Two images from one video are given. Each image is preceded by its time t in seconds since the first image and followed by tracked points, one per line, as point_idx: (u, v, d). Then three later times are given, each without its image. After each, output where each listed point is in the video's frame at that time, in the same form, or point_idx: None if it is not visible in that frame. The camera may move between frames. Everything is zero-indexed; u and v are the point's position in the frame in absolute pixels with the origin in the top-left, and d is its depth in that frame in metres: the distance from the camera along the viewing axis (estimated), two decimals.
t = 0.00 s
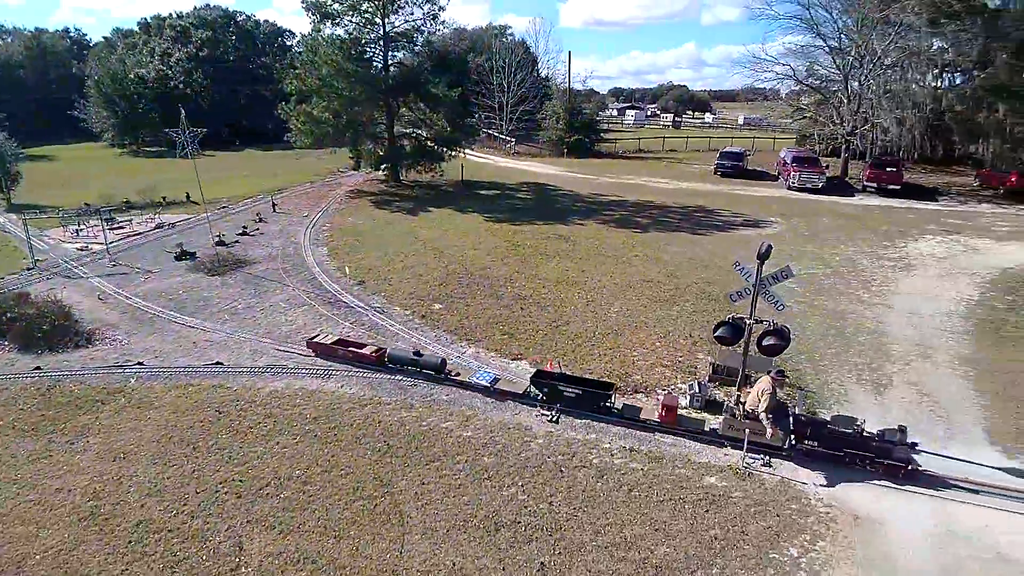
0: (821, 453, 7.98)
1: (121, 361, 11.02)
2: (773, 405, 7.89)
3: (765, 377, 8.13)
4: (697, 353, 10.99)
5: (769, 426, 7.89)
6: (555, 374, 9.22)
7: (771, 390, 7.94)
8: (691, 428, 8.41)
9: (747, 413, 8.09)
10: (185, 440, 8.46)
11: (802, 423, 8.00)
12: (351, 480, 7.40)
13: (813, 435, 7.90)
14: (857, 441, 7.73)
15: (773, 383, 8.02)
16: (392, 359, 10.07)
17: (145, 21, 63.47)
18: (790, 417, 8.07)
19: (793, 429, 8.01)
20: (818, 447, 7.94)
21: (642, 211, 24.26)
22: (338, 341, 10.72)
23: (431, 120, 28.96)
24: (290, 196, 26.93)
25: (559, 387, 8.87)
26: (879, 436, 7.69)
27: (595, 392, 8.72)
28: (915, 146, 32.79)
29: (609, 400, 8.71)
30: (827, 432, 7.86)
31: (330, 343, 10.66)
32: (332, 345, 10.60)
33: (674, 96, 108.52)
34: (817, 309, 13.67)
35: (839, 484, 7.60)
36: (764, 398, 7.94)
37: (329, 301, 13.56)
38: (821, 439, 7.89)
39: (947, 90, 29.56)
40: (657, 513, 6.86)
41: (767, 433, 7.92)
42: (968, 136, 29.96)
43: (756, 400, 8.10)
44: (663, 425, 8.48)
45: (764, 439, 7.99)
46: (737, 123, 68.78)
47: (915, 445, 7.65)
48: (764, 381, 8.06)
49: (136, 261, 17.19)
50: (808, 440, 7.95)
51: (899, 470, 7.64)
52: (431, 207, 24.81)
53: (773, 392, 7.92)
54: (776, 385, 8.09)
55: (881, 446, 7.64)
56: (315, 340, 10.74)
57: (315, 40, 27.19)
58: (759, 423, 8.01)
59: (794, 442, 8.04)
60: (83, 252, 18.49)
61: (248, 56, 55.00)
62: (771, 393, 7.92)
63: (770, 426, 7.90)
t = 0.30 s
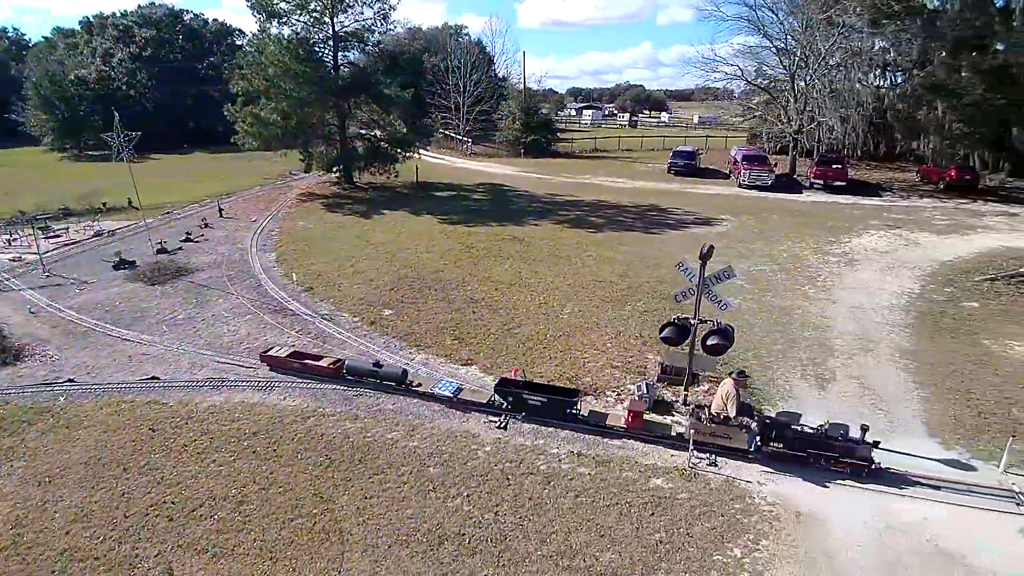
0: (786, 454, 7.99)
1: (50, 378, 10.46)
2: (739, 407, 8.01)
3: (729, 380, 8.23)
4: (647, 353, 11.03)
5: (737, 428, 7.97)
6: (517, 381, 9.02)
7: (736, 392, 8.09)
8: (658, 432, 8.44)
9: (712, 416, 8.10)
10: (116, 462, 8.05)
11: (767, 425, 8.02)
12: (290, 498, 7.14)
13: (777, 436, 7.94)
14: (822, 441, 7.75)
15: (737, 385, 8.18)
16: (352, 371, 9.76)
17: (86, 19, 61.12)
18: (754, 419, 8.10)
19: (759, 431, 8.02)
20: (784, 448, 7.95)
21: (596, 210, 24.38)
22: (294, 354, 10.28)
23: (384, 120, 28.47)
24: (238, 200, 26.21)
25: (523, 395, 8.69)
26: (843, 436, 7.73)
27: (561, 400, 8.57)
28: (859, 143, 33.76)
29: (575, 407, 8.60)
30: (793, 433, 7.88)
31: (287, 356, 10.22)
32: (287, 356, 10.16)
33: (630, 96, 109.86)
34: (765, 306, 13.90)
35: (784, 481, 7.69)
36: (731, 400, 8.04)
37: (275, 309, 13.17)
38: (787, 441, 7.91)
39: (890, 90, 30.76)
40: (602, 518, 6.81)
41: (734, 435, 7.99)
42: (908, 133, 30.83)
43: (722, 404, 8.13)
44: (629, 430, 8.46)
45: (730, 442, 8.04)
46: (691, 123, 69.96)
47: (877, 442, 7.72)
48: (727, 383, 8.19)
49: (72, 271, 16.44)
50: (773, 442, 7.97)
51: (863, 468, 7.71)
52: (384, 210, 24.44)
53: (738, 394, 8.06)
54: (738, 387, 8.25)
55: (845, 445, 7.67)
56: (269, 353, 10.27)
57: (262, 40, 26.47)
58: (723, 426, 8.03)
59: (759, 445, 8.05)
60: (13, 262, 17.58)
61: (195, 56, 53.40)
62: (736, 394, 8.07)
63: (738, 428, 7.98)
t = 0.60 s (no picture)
0: (768, 458, 7.94)
1: None
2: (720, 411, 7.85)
3: (709, 383, 8.03)
4: (612, 354, 11.00)
5: (719, 433, 7.95)
6: (497, 389, 8.88)
7: (716, 396, 7.90)
8: (640, 437, 8.28)
9: (694, 421, 8.05)
10: (61, 478, 7.73)
11: (750, 429, 7.97)
12: (242, 512, 6.92)
13: (761, 439, 7.87)
14: (805, 443, 7.74)
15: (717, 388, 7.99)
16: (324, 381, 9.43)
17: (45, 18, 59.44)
18: (737, 423, 8.04)
19: (741, 435, 7.96)
20: (767, 452, 7.89)
21: (566, 211, 24.36)
22: (265, 365, 9.91)
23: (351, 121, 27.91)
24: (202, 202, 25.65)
25: (503, 402, 8.55)
26: (825, 438, 7.75)
27: (541, 406, 8.45)
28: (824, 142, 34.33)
29: (556, 414, 8.47)
30: (776, 436, 7.84)
31: (257, 366, 9.85)
32: (259, 367, 9.82)
33: (603, 95, 110.48)
34: (731, 304, 14.00)
35: (745, 481, 7.70)
36: (712, 403, 7.87)
37: (235, 316, 12.86)
38: (770, 444, 7.85)
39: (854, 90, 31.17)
40: (562, 524, 6.72)
41: (716, 440, 7.97)
42: (870, 133, 31.52)
43: (703, 408, 7.98)
44: (610, 436, 8.32)
45: (712, 447, 8.03)
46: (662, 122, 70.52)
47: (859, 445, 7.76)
48: (707, 387, 8.00)
49: (23, 278, 15.86)
50: (757, 446, 7.90)
51: (845, 470, 7.73)
52: (352, 212, 24.11)
53: (719, 398, 7.88)
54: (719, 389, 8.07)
55: (828, 447, 7.69)
56: (240, 363, 9.94)
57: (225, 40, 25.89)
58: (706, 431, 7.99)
59: (742, 449, 7.98)
60: None
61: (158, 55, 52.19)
62: (716, 398, 7.89)
63: (720, 433, 7.95)
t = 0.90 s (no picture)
0: (764, 462, 7.77)
1: None
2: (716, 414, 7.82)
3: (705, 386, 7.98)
4: (590, 354, 10.91)
5: (714, 437, 7.81)
6: (488, 393, 8.64)
7: (712, 398, 7.87)
8: (635, 442, 8.11)
9: (690, 426, 7.96)
10: (17, 488, 7.45)
11: (747, 433, 7.81)
12: (205, 522, 6.69)
13: (758, 443, 7.70)
14: (802, 447, 7.59)
15: (713, 391, 7.94)
16: (312, 388, 9.17)
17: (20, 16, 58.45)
18: (733, 428, 7.93)
19: (738, 439, 7.79)
20: (764, 456, 7.72)
21: (548, 210, 24.24)
22: (248, 371, 9.60)
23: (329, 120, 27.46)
24: (178, 203, 25.23)
25: (495, 408, 8.32)
26: (823, 441, 7.61)
27: (534, 411, 8.24)
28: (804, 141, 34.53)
29: (550, 419, 8.27)
30: (773, 440, 7.68)
31: (240, 372, 9.54)
32: (240, 373, 9.50)
33: (588, 95, 110.58)
34: (710, 304, 13.94)
35: (721, 482, 7.61)
36: (708, 406, 7.83)
37: (207, 318, 12.57)
38: (767, 449, 7.68)
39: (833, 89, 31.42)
40: (532, 530, 6.58)
41: (712, 444, 7.81)
42: (850, 132, 31.72)
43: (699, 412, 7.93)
44: (605, 441, 8.14)
45: (708, 451, 7.86)
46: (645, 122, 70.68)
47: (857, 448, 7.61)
48: (703, 389, 7.98)
49: None
50: (754, 450, 7.71)
51: (843, 473, 7.57)
52: (332, 212, 23.81)
53: (715, 401, 7.84)
54: (716, 392, 8.00)
55: (825, 450, 7.54)
56: (221, 369, 9.60)
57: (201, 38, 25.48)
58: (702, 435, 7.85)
59: (738, 454, 7.80)
60: None
61: (136, 54, 51.39)
62: (712, 401, 7.86)
63: (715, 437, 7.82)
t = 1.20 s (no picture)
0: (764, 463, 7.63)
1: None
2: (714, 414, 7.86)
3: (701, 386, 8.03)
4: (568, 352, 10.78)
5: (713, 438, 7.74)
6: (481, 398, 8.43)
7: (710, 399, 7.91)
8: (632, 444, 7.95)
9: (688, 427, 7.93)
10: None
11: (746, 434, 7.67)
12: (165, 533, 6.41)
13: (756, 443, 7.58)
14: (803, 448, 7.47)
15: (711, 391, 7.96)
16: (297, 394, 8.85)
17: None
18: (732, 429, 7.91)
19: (738, 441, 7.64)
20: (765, 457, 7.58)
21: (528, 209, 24.07)
22: (228, 377, 9.24)
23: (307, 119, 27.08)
24: (151, 203, 24.69)
25: (487, 412, 8.09)
26: (824, 441, 7.51)
27: (529, 414, 8.03)
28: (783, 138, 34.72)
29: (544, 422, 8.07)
30: (773, 441, 7.54)
31: (222, 379, 9.18)
32: (223, 380, 9.15)
33: (570, 95, 110.73)
34: (690, 301, 13.86)
35: (700, 482, 7.49)
36: (705, 406, 7.89)
37: (176, 321, 12.22)
38: (768, 449, 7.54)
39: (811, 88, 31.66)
40: (507, 534, 6.40)
41: (711, 446, 7.64)
42: (828, 130, 31.95)
43: (696, 413, 7.95)
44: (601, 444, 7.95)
45: (708, 453, 7.69)
46: (626, 121, 70.74)
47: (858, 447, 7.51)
48: (701, 390, 7.99)
49: None
50: (752, 451, 7.59)
51: (844, 473, 7.47)
52: (309, 211, 23.44)
53: (713, 402, 7.89)
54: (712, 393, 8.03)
55: (826, 450, 7.44)
56: (200, 376, 9.25)
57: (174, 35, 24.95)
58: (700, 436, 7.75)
59: (738, 455, 7.65)
60: None
61: (109, 53, 50.41)
62: (710, 402, 7.90)
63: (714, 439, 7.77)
